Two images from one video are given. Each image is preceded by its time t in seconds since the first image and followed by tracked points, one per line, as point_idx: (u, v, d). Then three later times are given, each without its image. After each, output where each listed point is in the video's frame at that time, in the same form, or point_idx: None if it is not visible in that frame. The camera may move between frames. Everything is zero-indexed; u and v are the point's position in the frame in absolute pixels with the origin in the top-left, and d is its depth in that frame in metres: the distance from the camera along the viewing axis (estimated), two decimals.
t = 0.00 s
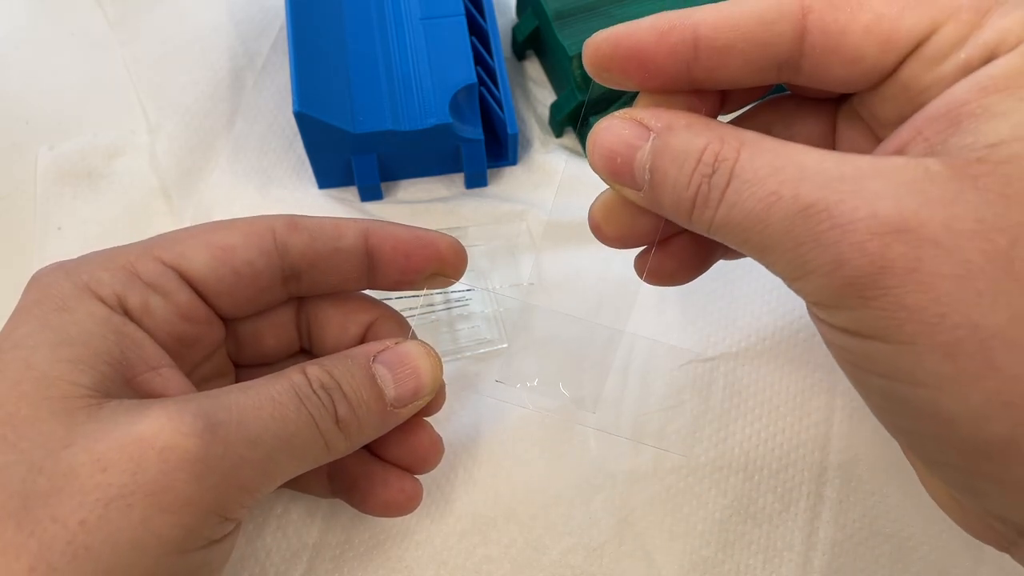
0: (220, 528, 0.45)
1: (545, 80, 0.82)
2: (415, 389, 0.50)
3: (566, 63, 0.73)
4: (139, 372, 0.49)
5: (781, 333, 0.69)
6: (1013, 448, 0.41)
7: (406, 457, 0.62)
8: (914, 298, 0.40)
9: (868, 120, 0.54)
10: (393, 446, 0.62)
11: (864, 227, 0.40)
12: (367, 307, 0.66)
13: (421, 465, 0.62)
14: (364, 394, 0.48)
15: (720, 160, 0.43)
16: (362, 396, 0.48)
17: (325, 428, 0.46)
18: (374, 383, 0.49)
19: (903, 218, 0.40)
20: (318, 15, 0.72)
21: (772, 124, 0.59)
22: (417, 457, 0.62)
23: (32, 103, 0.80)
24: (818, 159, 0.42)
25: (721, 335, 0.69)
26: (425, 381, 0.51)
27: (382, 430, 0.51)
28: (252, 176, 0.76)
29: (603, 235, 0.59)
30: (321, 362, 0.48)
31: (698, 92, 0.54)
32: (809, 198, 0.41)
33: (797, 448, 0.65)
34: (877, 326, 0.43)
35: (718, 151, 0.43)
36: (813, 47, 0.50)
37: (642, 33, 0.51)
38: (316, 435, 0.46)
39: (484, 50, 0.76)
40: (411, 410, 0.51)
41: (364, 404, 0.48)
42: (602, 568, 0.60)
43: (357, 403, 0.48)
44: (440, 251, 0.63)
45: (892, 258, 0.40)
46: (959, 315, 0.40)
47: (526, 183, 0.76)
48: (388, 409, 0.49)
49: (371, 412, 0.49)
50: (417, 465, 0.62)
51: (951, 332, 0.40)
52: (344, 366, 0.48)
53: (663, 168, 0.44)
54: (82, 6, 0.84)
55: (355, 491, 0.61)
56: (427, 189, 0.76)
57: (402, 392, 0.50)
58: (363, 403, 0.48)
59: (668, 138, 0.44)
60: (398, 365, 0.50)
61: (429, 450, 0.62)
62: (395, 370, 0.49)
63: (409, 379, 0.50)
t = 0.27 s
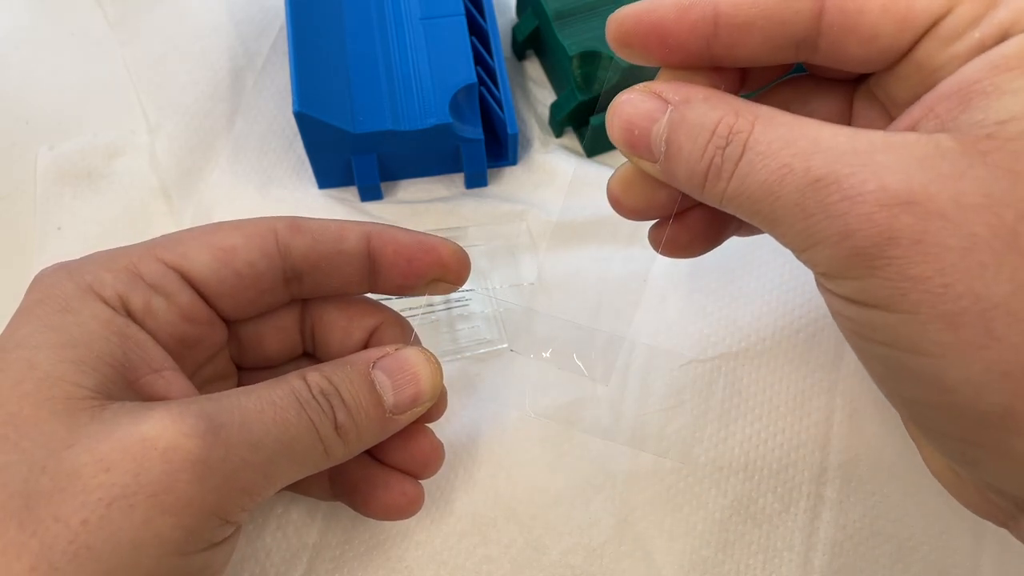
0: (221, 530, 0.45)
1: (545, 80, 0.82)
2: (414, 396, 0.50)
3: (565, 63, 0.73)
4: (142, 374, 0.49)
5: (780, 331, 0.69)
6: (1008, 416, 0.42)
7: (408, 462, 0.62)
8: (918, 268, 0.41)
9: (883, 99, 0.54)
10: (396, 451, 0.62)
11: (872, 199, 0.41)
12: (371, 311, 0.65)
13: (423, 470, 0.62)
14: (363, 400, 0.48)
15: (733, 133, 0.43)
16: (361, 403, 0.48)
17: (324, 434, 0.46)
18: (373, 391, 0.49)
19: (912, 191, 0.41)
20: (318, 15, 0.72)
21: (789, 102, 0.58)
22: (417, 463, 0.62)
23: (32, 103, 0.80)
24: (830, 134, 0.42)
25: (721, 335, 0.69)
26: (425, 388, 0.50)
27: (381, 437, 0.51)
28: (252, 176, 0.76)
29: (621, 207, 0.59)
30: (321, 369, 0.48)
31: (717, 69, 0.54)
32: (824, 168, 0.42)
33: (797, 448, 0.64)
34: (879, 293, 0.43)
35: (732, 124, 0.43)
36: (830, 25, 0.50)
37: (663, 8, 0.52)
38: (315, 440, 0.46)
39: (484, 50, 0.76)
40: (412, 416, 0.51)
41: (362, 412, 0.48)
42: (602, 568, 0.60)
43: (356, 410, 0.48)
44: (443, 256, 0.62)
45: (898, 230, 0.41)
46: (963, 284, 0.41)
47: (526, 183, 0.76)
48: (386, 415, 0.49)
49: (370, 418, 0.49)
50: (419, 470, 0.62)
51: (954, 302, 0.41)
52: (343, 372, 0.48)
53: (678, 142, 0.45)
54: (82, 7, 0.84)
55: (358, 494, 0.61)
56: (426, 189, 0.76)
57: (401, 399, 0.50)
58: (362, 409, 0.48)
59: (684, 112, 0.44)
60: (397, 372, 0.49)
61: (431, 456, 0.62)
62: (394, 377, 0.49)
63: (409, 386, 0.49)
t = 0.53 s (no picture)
0: (223, 534, 0.45)
1: (545, 81, 0.82)
2: (417, 398, 0.51)
3: (565, 63, 0.74)
4: (140, 375, 0.49)
5: (781, 331, 0.69)
6: None
7: (410, 463, 0.62)
8: (972, 203, 0.39)
9: (945, 47, 0.54)
10: (399, 453, 0.61)
11: (935, 129, 0.38)
12: (367, 314, 0.65)
13: (424, 472, 0.62)
14: (367, 403, 0.49)
15: (800, 59, 0.40)
16: (366, 406, 0.49)
17: (329, 437, 0.47)
18: (377, 394, 0.50)
19: (977, 125, 0.38)
20: (318, 15, 0.72)
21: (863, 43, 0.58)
22: (418, 464, 0.62)
23: (32, 103, 0.80)
24: (898, 68, 0.40)
25: (722, 335, 0.69)
26: (428, 392, 0.52)
27: (382, 441, 0.52)
28: (252, 176, 0.76)
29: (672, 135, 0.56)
30: (325, 371, 0.48)
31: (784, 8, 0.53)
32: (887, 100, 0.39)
33: (797, 448, 0.64)
34: (928, 232, 0.41)
35: (799, 51, 0.41)
36: None
37: None
38: (320, 444, 0.46)
39: (484, 50, 0.76)
40: (413, 419, 0.52)
41: (367, 414, 0.49)
42: (602, 568, 0.60)
43: (361, 413, 0.48)
44: (441, 260, 0.63)
45: (960, 162, 0.38)
46: (1022, 221, 0.38)
47: (527, 184, 0.76)
48: (390, 419, 0.50)
49: (373, 422, 0.49)
50: (421, 472, 0.62)
51: (1012, 240, 0.39)
52: (348, 375, 0.49)
53: (740, 68, 0.42)
54: (82, 7, 0.84)
55: (359, 496, 0.60)
56: (427, 189, 0.76)
57: (404, 402, 0.51)
58: (366, 413, 0.49)
59: (750, 38, 0.42)
60: (401, 375, 0.51)
61: (432, 457, 0.62)
62: (398, 380, 0.51)
63: (411, 388, 0.51)
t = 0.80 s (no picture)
0: (242, 540, 0.47)
1: (545, 81, 0.82)
2: (438, 391, 0.50)
3: (565, 63, 0.74)
4: (155, 378, 0.49)
5: (783, 332, 0.68)
6: None
7: (431, 454, 0.61)
8: None
9: None
10: (418, 444, 0.61)
11: None
12: (375, 307, 0.64)
13: (445, 462, 0.62)
14: (389, 398, 0.48)
15: None
16: (386, 400, 0.48)
17: (349, 433, 0.47)
18: (397, 387, 0.48)
19: None
20: (318, 16, 0.72)
21: None
22: (440, 454, 0.61)
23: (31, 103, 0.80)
24: None
25: (722, 336, 0.69)
26: (448, 385, 0.50)
27: (405, 432, 0.51)
28: (252, 176, 0.76)
29: None
30: (344, 364, 0.48)
31: None
32: None
33: (798, 448, 0.64)
34: None
35: None
36: None
37: None
38: (340, 440, 0.47)
39: (484, 50, 0.76)
40: (436, 409, 0.51)
41: (388, 408, 0.48)
42: (602, 567, 0.61)
43: (381, 407, 0.48)
44: (444, 248, 0.62)
45: None
46: None
47: (527, 184, 0.76)
48: (412, 411, 0.49)
49: (394, 415, 0.49)
50: (442, 462, 0.62)
51: None
52: (368, 368, 0.48)
53: None
54: (82, 6, 0.84)
55: (379, 489, 0.61)
56: (427, 189, 0.76)
57: (426, 394, 0.49)
58: (387, 407, 0.48)
59: None
60: (422, 367, 0.49)
61: (453, 446, 0.61)
62: (418, 373, 0.49)
63: (432, 382, 0.49)
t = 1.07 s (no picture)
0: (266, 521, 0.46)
1: (545, 81, 0.82)
2: (457, 352, 0.49)
3: (565, 63, 0.74)
4: (167, 362, 0.49)
5: (783, 333, 0.68)
6: None
7: (460, 414, 0.62)
8: None
9: None
10: (446, 405, 0.62)
11: None
12: (387, 273, 0.64)
13: (475, 420, 0.63)
14: (407, 367, 0.47)
15: None
16: (405, 368, 0.47)
17: (368, 406, 0.46)
18: (415, 353, 0.48)
19: None
20: (318, 15, 0.72)
21: None
22: (469, 411, 0.62)
23: (31, 104, 0.80)
24: None
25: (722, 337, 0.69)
26: (468, 344, 0.49)
27: (426, 396, 0.51)
28: (252, 176, 0.76)
29: None
30: (359, 334, 0.47)
31: None
32: None
33: (797, 448, 0.64)
34: None
35: None
36: None
37: None
38: (359, 413, 0.46)
39: (484, 50, 0.76)
40: (455, 370, 0.50)
41: (406, 377, 0.47)
42: (602, 567, 0.61)
43: (399, 376, 0.47)
44: (442, 204, 0.61)
45: None
46: None
47: (527, 184, 0.76)
48: (432, 376, 0.49)
49: (414, 383, 0.48)
50: (472, 420, 0.63)
51: None
52: (384, 337, 0.47)
53: None
54: (82, 6, 0.84)
55: (410, 453, 0.61)
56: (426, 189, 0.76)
57: (445, 357, 0.49)
58: (406, 376, 0.47)
59: None
60: (439, 330, 0.48)
61: (481, 403, 0.62)
62: (436, 336, 0.48)
63: (451, 344, 0.49)
